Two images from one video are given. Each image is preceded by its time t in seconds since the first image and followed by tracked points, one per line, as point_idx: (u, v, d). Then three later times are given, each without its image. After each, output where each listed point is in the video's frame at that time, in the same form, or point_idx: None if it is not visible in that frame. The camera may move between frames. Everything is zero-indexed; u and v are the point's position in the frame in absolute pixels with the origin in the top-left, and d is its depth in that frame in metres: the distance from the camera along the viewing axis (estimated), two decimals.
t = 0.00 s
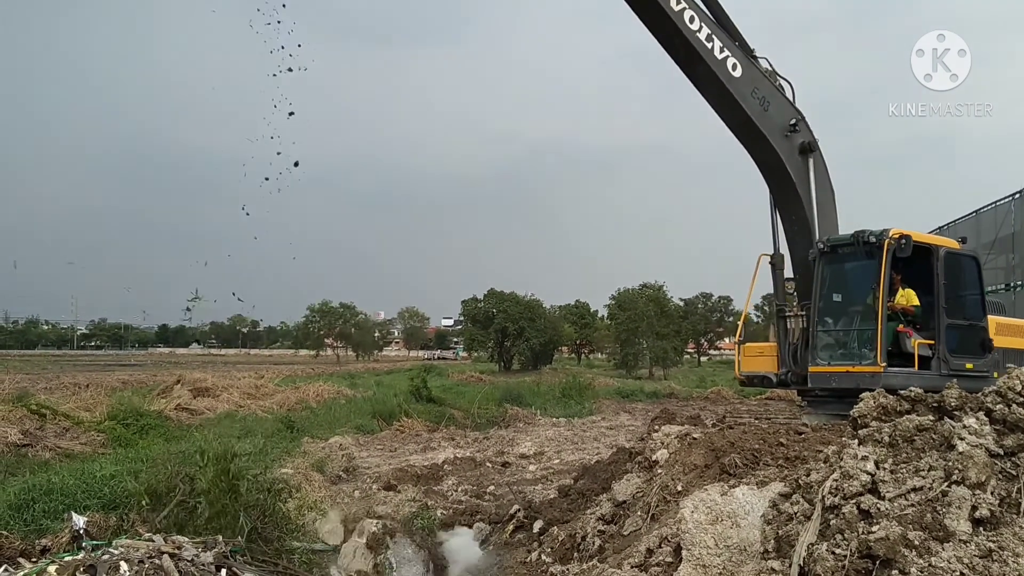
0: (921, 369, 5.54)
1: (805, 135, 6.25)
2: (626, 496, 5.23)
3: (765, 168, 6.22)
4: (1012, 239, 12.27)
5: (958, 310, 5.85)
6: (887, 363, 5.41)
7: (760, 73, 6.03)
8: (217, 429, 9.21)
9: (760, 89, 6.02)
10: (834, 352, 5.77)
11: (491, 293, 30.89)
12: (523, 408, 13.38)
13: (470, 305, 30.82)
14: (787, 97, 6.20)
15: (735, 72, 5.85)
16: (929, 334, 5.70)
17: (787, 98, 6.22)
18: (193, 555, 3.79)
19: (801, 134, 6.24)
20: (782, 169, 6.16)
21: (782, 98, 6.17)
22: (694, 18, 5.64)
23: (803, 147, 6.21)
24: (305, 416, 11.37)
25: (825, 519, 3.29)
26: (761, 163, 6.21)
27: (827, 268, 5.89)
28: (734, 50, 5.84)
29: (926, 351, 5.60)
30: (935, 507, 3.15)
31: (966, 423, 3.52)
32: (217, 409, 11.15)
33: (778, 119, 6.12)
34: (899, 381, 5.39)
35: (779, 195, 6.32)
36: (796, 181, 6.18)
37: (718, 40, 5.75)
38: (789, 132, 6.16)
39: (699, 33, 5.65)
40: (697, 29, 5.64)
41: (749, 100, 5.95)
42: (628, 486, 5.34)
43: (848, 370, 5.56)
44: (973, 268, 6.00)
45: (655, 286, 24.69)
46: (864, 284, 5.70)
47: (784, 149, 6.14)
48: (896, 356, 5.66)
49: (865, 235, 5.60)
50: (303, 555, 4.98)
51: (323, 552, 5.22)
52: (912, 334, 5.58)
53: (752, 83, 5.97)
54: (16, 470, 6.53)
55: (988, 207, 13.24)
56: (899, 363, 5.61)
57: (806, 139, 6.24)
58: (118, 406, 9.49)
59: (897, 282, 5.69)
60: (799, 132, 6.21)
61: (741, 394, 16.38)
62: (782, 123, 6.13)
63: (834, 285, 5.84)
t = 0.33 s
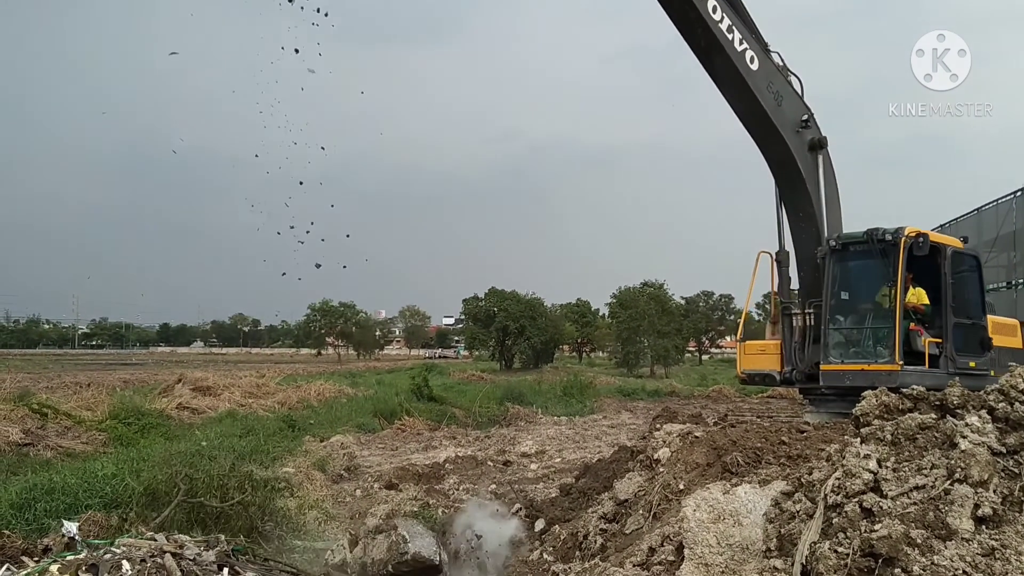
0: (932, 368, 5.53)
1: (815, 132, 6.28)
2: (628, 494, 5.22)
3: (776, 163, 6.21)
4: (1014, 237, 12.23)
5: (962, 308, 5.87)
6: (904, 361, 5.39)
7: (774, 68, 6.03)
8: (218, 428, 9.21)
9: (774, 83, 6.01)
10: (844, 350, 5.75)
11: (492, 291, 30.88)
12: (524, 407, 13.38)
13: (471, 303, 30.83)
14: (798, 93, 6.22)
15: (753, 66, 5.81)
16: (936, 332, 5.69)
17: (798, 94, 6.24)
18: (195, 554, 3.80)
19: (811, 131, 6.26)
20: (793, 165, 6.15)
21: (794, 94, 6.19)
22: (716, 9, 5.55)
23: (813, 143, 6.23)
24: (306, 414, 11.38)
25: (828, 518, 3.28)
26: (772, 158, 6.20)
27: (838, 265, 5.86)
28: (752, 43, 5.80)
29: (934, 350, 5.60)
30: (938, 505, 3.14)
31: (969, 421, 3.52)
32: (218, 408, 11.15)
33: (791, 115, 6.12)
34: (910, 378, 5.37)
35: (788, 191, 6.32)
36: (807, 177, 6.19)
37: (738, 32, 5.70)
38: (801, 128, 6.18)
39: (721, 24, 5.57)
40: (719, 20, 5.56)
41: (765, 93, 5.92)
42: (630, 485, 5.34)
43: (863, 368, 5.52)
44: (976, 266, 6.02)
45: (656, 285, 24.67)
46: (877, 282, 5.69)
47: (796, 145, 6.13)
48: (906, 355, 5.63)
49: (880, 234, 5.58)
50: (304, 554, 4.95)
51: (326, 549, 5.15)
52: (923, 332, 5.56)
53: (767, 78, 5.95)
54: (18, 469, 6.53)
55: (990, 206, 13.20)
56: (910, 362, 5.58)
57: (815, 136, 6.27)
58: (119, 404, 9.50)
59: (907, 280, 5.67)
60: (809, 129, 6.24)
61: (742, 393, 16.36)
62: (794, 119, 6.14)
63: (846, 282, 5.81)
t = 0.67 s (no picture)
0: (936, 365, 5.52)
1: (819, 130, 6.26)
2: (629, 492, 5.21)
3: (779, 159, 6.19)
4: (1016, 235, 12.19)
5: (964, 305, 5.86)
6: (910, 359, 5.37)
7: (779, 64, 6.01)
8: (221, 427, 9.21)
9: (780, 79, 5.98)
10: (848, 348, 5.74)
11: (493, 289, 30.85)
12: (526, 405, 13.38)
13: (473, 302, 30.83)
14: (802, 90, 6.20)
15: (759, 62, 5.78)
16: (940, 329, 5.68)
17: (803, 91, 6.22)
18: (197, 552, 3.82)
19: (815, 128, 6.24)
20: (797, 162, 6.14)
21: (798, 91, 6.17)
22: (724, 4, 5.52)
23: (817, 141, 6.21)
24: (308, 413, 11.38)
25: (830, 515, 3.27)
26: (775, 155, 6.19)
27: (842, 262, 5.84)
28: (758, 39, 5.78)
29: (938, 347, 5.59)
30: (941, 502, 3.13)
31: (971, 418, 3.50)
32: (220, 407, 11.16)
33: (795, 111, 6.11)
34: (913, 376, 5.36)
35: (790, 188, 6.30)
36: (810, 174, 6.18)
37: (745, 28, 5.67)
38: (805, 125, 6.17)
39: (728, 20, 5.55)
40: (726, 15, 5.53)
41: (771, 90, 5.90)
42: (632, 482, 5.32)
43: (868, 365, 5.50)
44: (978, 262, 6.01)
45: (657, 282, 24.64)
46: (881, 279, 5.66)
47: (800, 142, 6.12)
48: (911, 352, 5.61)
49: (885, 231, 5.55)
50: (306, 552, 4.89)
51: (326, 548, 5.08)
52: (927, 330, 5.55)
53: (773, 74, 5.93)
54: (20, 468, 6.54)
55: (991, 203, 13.16)
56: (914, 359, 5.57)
57: (819, 133, 6.25)
58: (121, 403, 9.50)
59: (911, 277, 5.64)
60: (813, 126, 6.22)
61: (744, 391, 16.33)
62: (798, 116, 6.12)
63: (850, 279, 5.80)
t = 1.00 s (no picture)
0: (937, 357, 5.49)
1: (819, 122, 6.22)
2: (631, 484, 5.20)
3: (778, 153, 6.16)
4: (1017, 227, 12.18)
5: (965, 297, 5.83)
6: (909, 351, 5.35)
7: (778, 57, 5.97)
8: (223, 420, 9.23)
9: (778, 72, 5.94)
10: (847, 340, 5.73)
11: (495, 283, 30.85)
12: (527, 397, 13.39)
13: (474, 295, 30.84)
14: (801, 83, 6.16)
15: (756, 55, 5.75)
16: (940, 321, 5.66)
17: (802, 83, 6.18)
18: (199, 544, 3.85)
19: (815, 120, 6.21)
20: (796, 154, 6.11)
21: (797, 83, 6.13)
22: None
23: (817, 133, 6.18)
24: (310, 405, 11.41)
25: (832, 507, 3.27)
26: (774, 148, 6.16)
27: (841, 255, 5.83)
28: (756, 32, 5.74)
29: (938, 339, 5.56)
30: (943, 494, 3.12)
31: (974, 410, 3.49)
32: (221, 400, 11.19)
33: (794, 104, 6.07)
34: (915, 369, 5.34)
35: (790, 181, 6.28)
36: (810, 167, 6.15)
37: (742, 21, 5.63)
38: (804, 117, 6.13)
39: (725, 13, 5.51)
40: (723, 9, 5.49)
41: (769, 83, 5.86)
42: (632, 474, 5.32)
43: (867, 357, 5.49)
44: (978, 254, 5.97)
45: (658, 275, 24.60)
46: (880, 271, 5.65)
47: (800, 135, 6.09)
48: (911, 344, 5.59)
49: (884, 223, 5.53)
50: (308, 543, 4.88)
51: (327, 540, 5.07)
52: (927, 322, 5.53)
53: (771, 67, 5.89)
54: (22, 461, 6.55)
55: (993, 195, 13.13)
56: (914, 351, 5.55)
57: (818, 126, 6.22)
58: (123, 396, 9.52)
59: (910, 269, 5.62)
60: (812, 118, 6.18)
61: (746, 383, 16.33)
62: (798, 109, 6.09)
63: (849, 272, 5.78)
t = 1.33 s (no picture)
0: (931, 321, 5.46)
1: (817, 85, 6.07)
2: (632, 448, 5.22)
3: (775, 118, 6.06)
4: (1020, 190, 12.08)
5: (966, 261, 5.75)
6: (899, 315, 5.32)
7: (772, 19, 5.79)
8: (226, 384, 9.29)
9: (772, 36, 5.78)
10: (842, 304, 5.71)
11: (496, 247, 30.79)
12: (529, 362, 13.46)
13: (476, 260, 30.86)
14: (798, 45, 6.00)
15: (748, 20, 5.59)
16: (937, 285, 5.61)
17: (799, 45, 6.00)
18: (202, 508, 3.89)
19: (813, 83, 6.05)
20: (792, 120, 6.00)
21: (793, 46, 5.97)
22: None
23: (814, 97, 6.04)
24: (313, 370, 11.47)
25: (832, 471, 3.28)
26: (770, 114, 6.06)
27: (837, 219, 5.78)
28: None
29: (935, 303, 5.52)
30: (943, 458, 3.09)
31: (976, 374, 3.46)
32: (224, 364, 11.26)
33: (790, 68, 5.93)
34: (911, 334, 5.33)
35: (788, 146, 6.18)
36: (807, 132, 6.03)
37: None
38: (800, 81, 5.98)
39: None
40: None
41: (762, 48, 5.72)
42: (633, 438, 5.34)
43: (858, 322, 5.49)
44: (982, 218, 5.87)
45: (659, 239, 24.49)
46: (875, 235, 5.59)
47: (796, 100, 5.96)
48: (905, 308, 5.56)
49: (877, 186, 5.45)
50: (312, 507, 4.94)
51: (331, 503, 5.12)
52: (922, 285, 5.50)
53: (766, 31, 5.73)
54: (26, 425, 6.60)
55: (996, 157, 13.01)
56: (907, 315, 5.53)
57: (817, 89, 6.07)
58: (126, 361, 9.58)
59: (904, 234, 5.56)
60: (810, 81, 6.03)
61: (746, 347, 16.37)
62: (794, 72, 5.94)
63: (845, 236, 5.74)
